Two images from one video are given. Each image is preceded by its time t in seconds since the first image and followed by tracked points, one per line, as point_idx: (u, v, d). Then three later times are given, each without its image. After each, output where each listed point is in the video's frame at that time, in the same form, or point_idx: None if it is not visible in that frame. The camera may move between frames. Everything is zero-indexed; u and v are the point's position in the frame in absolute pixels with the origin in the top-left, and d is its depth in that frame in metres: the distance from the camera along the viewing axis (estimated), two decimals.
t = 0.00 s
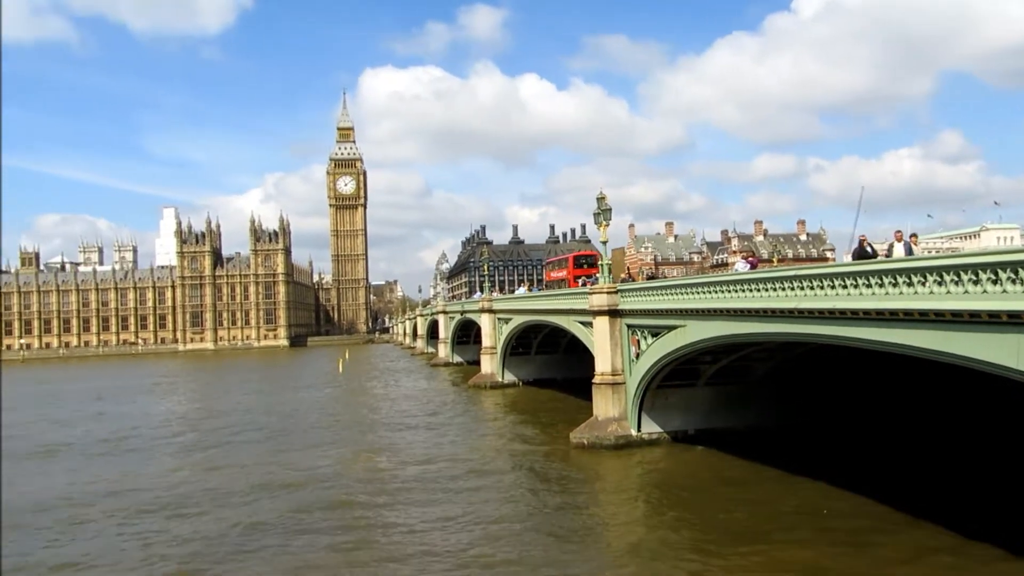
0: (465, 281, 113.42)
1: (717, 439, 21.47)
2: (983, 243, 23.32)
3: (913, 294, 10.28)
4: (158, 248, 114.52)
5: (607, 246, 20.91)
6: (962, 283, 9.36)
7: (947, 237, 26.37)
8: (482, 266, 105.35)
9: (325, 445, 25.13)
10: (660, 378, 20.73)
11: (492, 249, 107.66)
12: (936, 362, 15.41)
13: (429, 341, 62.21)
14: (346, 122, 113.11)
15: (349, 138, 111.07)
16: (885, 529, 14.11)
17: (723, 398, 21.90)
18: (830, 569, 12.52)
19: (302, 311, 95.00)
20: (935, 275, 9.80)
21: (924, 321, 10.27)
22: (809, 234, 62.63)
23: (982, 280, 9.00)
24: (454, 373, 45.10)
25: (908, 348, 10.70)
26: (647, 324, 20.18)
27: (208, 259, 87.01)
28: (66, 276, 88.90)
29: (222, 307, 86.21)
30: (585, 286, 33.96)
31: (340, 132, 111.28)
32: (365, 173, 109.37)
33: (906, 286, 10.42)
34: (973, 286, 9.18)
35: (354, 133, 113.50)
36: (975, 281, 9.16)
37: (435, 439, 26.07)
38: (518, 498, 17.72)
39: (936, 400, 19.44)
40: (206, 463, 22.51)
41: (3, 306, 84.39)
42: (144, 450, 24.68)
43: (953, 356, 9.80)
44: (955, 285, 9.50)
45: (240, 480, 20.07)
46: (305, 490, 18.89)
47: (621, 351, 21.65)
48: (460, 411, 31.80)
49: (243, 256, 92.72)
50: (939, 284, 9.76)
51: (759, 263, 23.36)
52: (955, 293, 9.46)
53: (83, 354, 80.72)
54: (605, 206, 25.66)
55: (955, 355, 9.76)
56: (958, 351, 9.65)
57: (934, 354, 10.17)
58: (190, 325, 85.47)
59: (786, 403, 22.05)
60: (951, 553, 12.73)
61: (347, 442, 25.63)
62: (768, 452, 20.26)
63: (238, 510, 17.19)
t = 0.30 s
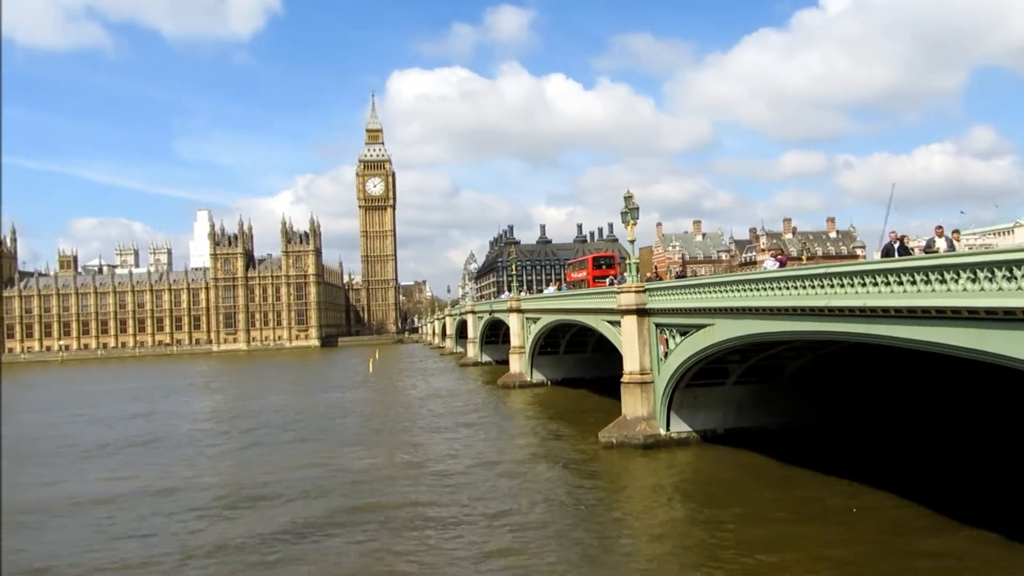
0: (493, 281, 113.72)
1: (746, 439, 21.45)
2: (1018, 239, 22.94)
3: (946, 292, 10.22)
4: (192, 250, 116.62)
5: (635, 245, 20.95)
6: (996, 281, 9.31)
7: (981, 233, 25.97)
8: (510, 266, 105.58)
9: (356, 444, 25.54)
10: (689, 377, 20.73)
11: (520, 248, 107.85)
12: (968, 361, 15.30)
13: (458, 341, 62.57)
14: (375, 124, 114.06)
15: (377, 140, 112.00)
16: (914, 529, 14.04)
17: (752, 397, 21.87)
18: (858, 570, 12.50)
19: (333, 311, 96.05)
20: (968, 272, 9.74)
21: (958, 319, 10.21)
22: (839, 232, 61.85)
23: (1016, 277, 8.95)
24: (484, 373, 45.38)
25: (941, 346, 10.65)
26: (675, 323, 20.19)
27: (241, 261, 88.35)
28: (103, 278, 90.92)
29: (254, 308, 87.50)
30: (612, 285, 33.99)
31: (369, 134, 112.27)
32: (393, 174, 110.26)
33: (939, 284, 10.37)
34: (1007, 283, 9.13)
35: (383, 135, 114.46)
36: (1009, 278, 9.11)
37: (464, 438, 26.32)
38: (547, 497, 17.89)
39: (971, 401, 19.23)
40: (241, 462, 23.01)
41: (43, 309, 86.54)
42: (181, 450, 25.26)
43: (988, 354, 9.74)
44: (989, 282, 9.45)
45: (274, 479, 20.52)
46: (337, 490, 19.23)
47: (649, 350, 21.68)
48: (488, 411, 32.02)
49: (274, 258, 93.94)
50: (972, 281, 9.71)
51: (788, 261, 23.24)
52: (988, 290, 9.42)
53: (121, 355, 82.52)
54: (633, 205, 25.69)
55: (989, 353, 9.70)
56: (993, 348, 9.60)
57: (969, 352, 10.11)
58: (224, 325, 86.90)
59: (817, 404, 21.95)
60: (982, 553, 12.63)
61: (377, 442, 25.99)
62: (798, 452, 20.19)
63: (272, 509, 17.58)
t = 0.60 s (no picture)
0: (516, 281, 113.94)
1: (770, 439, 21.39)
2: None
3: (973, 291, 10.18)
4: (220, 251, 118.24)
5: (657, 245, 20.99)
6: None
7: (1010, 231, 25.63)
8: (533, 266, 105.73)
9: (381, 443, 25.85)
10: (712, 377, 20.72)
11: (543, 248, 107.98)
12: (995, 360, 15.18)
13: (482, 340, 62.85)
14: (399, 126, 114.77)
15: (402, 141, 112.69)
16: (940, 530, 13.96)
17: (777, 398, 21.81)
18: (882, 570, 12.48)
19: (358, 311, 96.86)
20: (995, 271, 9.70)
21: (986, 317, 10.17)
22: (865, 231, 61.16)
23: None
24: (507, 372, 45.59)
25: (970, 345, 10.59)
26: (699, 322, 20.21)
27: (268, 261, 89.39)
28: (133, 279, 92.59)
29: (281, 308, 88.52)
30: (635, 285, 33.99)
31: (393, 136, 113.03)
32: (417, 175, 110.94)
33: (966, 283, 10.32)
34: None
35: (407, 136, 115.21)
36: None
37: (488, 437, 26.53)
38: (570, 496, 18.02)
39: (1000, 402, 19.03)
40: (269, 460, 23.40)
41: (76, 309, 88.31)
42: (211, 448, 25.76)
43: (1019, 353, 9.69)
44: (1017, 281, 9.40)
45: (301, 477, 20.86)
46: (362, 487, 19.51)
47: (673, 350, 21.72)
48: (512, 410, 32.19)
49: (300, 258, 94.90)
50: (999, 280, 9.67)
51: (813, 260, 23.12)
52: (1016, 289, 9.37)
53: (151, 354, 84.01)
54: (655, 204, 25.72)
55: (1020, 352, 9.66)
56: None
57: (999, 351, 10.06)
58: (251, 325, 88.02)
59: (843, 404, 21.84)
60: (1008, 554, 12.54)
61: (402, 441, 26.28)
62: (823, 452, 20.09)
63: (299, 506, 17.91)
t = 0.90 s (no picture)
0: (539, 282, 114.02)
1: (796, 438, 21.31)
2: None
3: (1002, 287, 10.10)
4: (247, 255, 119.74)
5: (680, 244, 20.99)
6: None
7: None
8: (556, 267, 105.81)
9: (407, 444, 26.12)
10: (737, 376, 20.69)
11: (565, 249, 107.97)
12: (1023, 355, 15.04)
13: (506, 342, 63.06)
14: (421, 128, 115.47)
15: (424, 144, 113.36)
16: (970, 528, 13.84)
17: (803, 397, 21.72)
18: (910, 569, 12.43)
19: (382, 313, 97.55)
20: None
21: (1016, 314, 10.11)
22: (889, 227, 60.42)
23: None
24: (532, 373, 45.73)
25: (1000, 341, 10.52)
26: (723, 322, 20.19)
27: (294, 265, 90.38)
28: (163, 283, 94.13)
29: (307, 311, 89.45)
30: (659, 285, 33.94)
31: (416, 139, 113.76)
32: (440, 178, 111.48)
33: (994, 278, 10.26)
34: None
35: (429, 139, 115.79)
36: None
37: (513, 438, 26.69)
38: (594, 497, 18.10)
39: None
40: (297, 461, 23.77)
41: (107, 313, 89.98)
42: (240, 449, 26.19)
43: None
44: None
45: (329, 478, 21.15)
46: (389, 488, 19.76)
47: (697, 349, 21.70)
48: (536, 411, 32.33)
49: (326, 261, 95.76)
50: None
51: (838, 258, 22.99)
52: None
53: (180, 358, 85.34)
54: (678, 204, 25.71)
55: None
56: None
57: None
58: (278, 328, 89.07)
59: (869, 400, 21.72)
60: None
61: (428, 442, 26.54)
62: (850, 451, 19.96)
63: (326, 507, 18.17)
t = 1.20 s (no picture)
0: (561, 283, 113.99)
1: (819, 441, 21.21)
2: None
3: None
4: (271, 256, 121.00)
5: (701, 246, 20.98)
6: None
7: None
8: (577, 268, 105.73)
9: (429, 444, 26.34)
10: (758, 378, 20.65)
11: (586, 250, 107.88)
12: None
13: (527, 342, 63.19)
14: (444, 130, 115.95)
15: (446, 146, 113.84)
16: (994, 532, 13.75)
17: (825, 399, 21.62)
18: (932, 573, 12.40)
19: (405, 314, 98.08)
20: None
21: None
22: (913, 228, 59.68)
23: None
24: (553, 374, 45.80)
25: None
26: (745, 323, 20.15)
27: (317, 266, 91.16)
28: (190, 283, 95.37)
29: (330, 311, 90.20)
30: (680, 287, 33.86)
31: (438, 141, 114.26)
32: (462, 179, 111.87)
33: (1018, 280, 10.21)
34: None
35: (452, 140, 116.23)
36: None
37: (534, 439, 26.82)
38: (614, 498, 18.16)
39: None
40: (321, 461, 24.07)
41: (135, 313, 91.43)
42: (264, 448, 26.57)
43: None
44: None
45: (352, 477, 21.43)
46: (412, 487, 19.98)
47: (718, 350, 21.68)
48: (557, 411, 32.43)
49: (349, 262, 96.44)
50: None
51: (861, 259, 22.83)
52: None
53: (206, 357, 86.49)
54: (700, 205, 25.67)
55: None
56: None
57: None
58: (302, 328, 89.93)
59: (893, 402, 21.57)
60: None
61: (450, 442, 26.75)
62: (873, 454, 19.86)
63: (350, 506, 18.43)
